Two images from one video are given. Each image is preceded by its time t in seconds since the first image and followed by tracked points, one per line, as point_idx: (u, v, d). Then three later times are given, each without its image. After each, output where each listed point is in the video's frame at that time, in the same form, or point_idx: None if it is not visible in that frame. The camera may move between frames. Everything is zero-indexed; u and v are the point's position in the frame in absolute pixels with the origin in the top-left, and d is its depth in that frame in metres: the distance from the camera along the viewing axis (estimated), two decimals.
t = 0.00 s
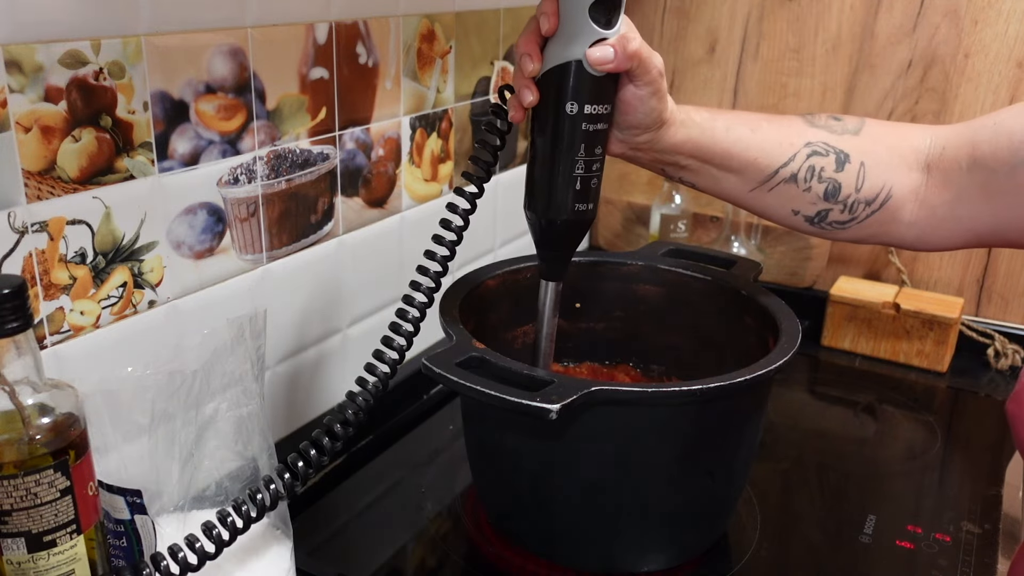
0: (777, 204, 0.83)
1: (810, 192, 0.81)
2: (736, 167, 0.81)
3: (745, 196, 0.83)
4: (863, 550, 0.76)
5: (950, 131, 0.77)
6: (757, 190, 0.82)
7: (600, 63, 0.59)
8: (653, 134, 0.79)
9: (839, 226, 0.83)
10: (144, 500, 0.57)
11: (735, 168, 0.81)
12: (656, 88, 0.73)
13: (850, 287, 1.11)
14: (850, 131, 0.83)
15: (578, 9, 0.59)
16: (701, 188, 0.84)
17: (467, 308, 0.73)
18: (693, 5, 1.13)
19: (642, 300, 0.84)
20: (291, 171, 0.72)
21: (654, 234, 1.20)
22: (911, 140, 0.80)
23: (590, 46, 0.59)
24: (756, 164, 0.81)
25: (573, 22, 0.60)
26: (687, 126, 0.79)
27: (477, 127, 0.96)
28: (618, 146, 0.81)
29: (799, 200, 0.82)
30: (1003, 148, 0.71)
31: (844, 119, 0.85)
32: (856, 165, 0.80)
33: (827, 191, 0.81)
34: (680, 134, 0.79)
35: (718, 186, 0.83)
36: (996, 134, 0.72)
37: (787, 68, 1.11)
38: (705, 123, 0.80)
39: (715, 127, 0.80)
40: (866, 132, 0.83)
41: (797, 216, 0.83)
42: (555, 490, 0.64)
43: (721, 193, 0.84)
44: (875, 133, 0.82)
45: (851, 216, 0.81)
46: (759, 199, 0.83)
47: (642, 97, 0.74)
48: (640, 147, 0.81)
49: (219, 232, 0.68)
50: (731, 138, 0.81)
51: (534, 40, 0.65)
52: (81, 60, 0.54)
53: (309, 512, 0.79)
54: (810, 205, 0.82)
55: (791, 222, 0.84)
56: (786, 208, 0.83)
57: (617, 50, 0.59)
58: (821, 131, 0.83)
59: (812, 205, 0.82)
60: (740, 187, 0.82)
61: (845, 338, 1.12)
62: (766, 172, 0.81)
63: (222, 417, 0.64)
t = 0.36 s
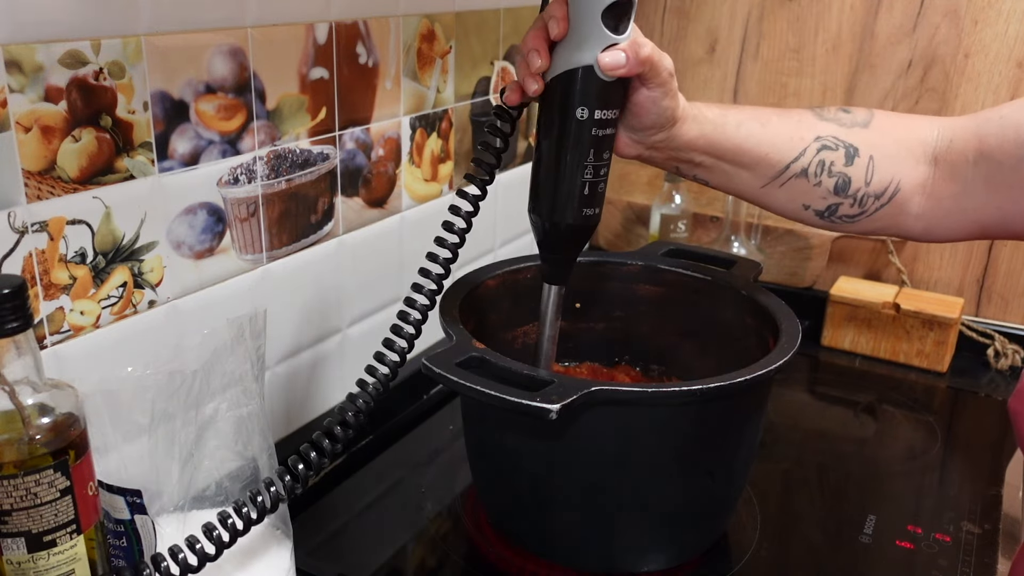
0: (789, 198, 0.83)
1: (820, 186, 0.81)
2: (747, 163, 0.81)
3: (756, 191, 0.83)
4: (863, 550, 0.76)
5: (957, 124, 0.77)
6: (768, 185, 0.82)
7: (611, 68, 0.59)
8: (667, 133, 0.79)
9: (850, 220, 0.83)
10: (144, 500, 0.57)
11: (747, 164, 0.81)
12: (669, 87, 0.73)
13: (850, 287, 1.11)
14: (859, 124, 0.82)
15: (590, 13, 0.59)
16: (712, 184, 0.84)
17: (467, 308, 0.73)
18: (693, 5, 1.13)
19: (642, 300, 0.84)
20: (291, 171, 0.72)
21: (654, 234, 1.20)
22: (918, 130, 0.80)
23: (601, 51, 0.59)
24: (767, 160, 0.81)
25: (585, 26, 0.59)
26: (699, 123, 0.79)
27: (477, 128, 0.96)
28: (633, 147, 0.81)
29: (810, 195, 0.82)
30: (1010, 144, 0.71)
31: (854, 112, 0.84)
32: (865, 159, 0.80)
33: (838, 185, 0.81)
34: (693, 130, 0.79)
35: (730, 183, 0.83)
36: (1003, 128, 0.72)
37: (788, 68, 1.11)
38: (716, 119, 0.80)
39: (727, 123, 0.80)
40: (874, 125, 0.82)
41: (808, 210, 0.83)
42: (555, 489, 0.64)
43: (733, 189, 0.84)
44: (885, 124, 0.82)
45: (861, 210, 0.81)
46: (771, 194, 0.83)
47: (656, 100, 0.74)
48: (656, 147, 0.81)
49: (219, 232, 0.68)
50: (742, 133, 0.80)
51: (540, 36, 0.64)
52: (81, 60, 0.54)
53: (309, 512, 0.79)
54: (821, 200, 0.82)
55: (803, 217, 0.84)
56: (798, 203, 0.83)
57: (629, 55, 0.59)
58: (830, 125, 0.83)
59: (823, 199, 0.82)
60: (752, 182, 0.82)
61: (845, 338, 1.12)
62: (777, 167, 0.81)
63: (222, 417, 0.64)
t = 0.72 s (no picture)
0: (803, 198, 0.82)
1: (834, 188, 0.81)
2: (762, 164, 0.81)
3: (772, 192, 0.82)
4: (863, 550, 0.76)
5: (968, 125, 0.77)
6: (783, 187, 0.82)
7: (612, 88, 0.60)
8: (682, 137, 0.78)
9: (864, 221, 0.83)
10: (143, 500, 0.57)
11: (761, 165, 0.81)
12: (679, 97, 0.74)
13: (850, 287, 1.11)
14: (871, 127, 0.82)
15: (590, 34, 0.59)
16: (728, 187, 0.84)
17: (467, 308, 0.73)
18: (693, 5, 1.13)
19: (641, 299, 0.84)
20: (291, 171, 0.72)
21: (654, 234, 1.20)
22: (930, 132, 0.80)
23: (602, 71, 0.60)
24: (781, 161, 0.81)
25: (586, 48, 0.60)
26: (713, 125, 0.79)
27: (477, 127, 0.96)
28: (652, 154, 0.81)
29: (824, 197, 0.82)
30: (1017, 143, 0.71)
31: (866, 114, 0.84)
32: (877, 160, 0.80)
33: (852, 187, 0.81)
34: (707, 133, 0.79)
35: (745, 185, 0.83)
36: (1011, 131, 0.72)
37: (788, 67, 1.11)
38: (729, 121, 0.80)
39: (740, 125, 0.80)
40: (886, 127, 0.82)
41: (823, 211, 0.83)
42: (554, 489, 0.64)
43: (748, 191, 0.84)
44: (896, 126, 0.82)
45: (875, 211, 0.82)
46: (786, 195, 0.82)
47: (665, 110, 0.75)
48: (672, 152, 0.81)
49: (219, 232, 0.68)
50: (755, 136, 0.80)
51: (547, 53, 0.64)
52: (81, 60, 0.54)
53: (309, 512, 0.79)
54: (836, 202, 0.82)
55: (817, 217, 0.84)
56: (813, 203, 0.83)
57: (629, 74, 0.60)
58: (843, 126, 0.83)
59: (837, 201, 0.82)
60: (768, 184, 0.82)
61: (845, 338, 1.12)
62: (792, 169, 0.81)
63: (222, 417, 0.64)
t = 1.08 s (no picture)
0: (808, 212, 0.83)
1: (839, 200, 0.81)
2: (764, 178, 0.81)
3: (777, 206, 0.83)
4: (863, 550, 0.76)
5: (973, 132, 0.77)
6: (788, 201, 0.82)
7: (609, 111, 0.60)
8: (683, 155, 0.79)
9: (871, 232, 0.82)
10: (143, 500, 0.57)
11: (764, 179, 0.81)
12: (678, 117, 0.73)
13: (850, 287, 1.11)
14: (875, 137, 0.83)
15: (586, 57, 0.59)
16: (732, 203, 0.84)
17: (467, 308, 0.73)
18: (693, 5, 1.13)
19: (642, 299, 0.84)
20: (291, 171, 0.72)
21: (654, 234, 1.20)
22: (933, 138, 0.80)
23: (599, 93, 0.60)
24: (784, 175, 0.81)
25: (582, 71, 0.60)
26: (714, 142, 0.79)
27: (477, 127, 0.96)
28: (655, 172, 0.81)
29: (829, 209, 0.82)
30: (1021, 144, 0.71)
31: (869, 125, 0.85)
32: (882, 170, 0.80)
33: (857, 198, 0.81)
34: (709, 150, 0.79)
35: (749, 200, 0.83)
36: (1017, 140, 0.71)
37: (788, 68, 1.11)
38: (731, 138, 0.80)
39: (741, 141, 0.80)
40: (890, 137, 0.82)
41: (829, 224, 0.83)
42: (553, 489, 0.64)
43: (753, 206, 0.84)
44: (900, 135, 0.82)
45: (882, 222, 0.81)
46: (791, 209, 0.82)
47: (665, 130, 0.74)
48: (674, 170, 0.81)
49: (219, 232, 0.68)
50: (757, 151, 0.80)
51: (546, 74, 0.64)
52: (81, 60, 0.54)
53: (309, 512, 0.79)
54: (842, 213, 0.82)
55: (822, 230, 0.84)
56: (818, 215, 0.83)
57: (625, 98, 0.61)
58: (846, 138, 0.83)
59: (842, 213, 0.82)
60: (772, 198, 0.82)
61: (845, 338, 1.11)
62: (796, 182, 0.81)
63: (222, 417, 0.64)
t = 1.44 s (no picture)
0: (806, 224, 0.83)
1: (838, 211, 0.81)
2: (758, 192, 0.81)
3: (773, 220, 0.83)
4: (863, 550, 0.76)
5: (980, 136, 0.78)
6: (784, 214, 0.82)
7: (578, 133, 0.61)
8: (666, 172, 0.78)
9: (876, 243, 0.82)
10: (143, 501, 0.57)
11: (758, 193, 0.81)
12: (653, 136, 0.73)
13: (850, 287, 1.11)
14: (878, 145, 0.83)
15: (555, 79, 0.60)
16: (725, 217, 0.84)
17: (467, 308, 0.73)
18: (693, 5, 1.13)
19: (642, 299, 0.84)
20: (291, 171, 0.72)
21: (654, 234, 1.21)
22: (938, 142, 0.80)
23: (568, 116, 0.61)
24: (777, 188, 0.81)
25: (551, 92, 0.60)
26: (699, 157, 0.79)
27: (477, 127, 0.96)
28: (640, 190, 0.81)
29: (828, 220, 0.82)
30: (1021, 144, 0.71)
31: (872, 133, 0.85)
32: (885, 179, 0.80)
33: (858, 208, 0.81)
34: (694, 165, 0.79)
35: (744, 214, 0.83)
36: None
37: (788, 68, 1.11)
38: (717, 152, 0.80)
39: (729, 154, 0.80)
40: (894, 145, 0.82)
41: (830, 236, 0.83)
42: (553, 489, 0.64)
43: (748, 219, 0.84)
44: (905, 143, 0.82)
45: (887, 233, 0.81)
46: (789, 221, 0.83)
47: (639, 150, 0.74)
48: (659, 186, 0.80)
49: (219, 232, 0.68)
50: (747, 164, 0.80)
51: (517, 99, 0.64)
52: (81, 60, 0.54)
53: (308, 512, 0.79)
54: (843, 225, 0.82)
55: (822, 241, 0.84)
56: (816, 227, 0.83)
57: (594, 120, 0.61)
58: (846, 147, 0.83)
59: (844, 224, 0.82)
60: (767, 211, 0.82)
61: (845, 338, 1.11)
62: (790, 195, 0.81)
63: (222, 417, 0.65)
